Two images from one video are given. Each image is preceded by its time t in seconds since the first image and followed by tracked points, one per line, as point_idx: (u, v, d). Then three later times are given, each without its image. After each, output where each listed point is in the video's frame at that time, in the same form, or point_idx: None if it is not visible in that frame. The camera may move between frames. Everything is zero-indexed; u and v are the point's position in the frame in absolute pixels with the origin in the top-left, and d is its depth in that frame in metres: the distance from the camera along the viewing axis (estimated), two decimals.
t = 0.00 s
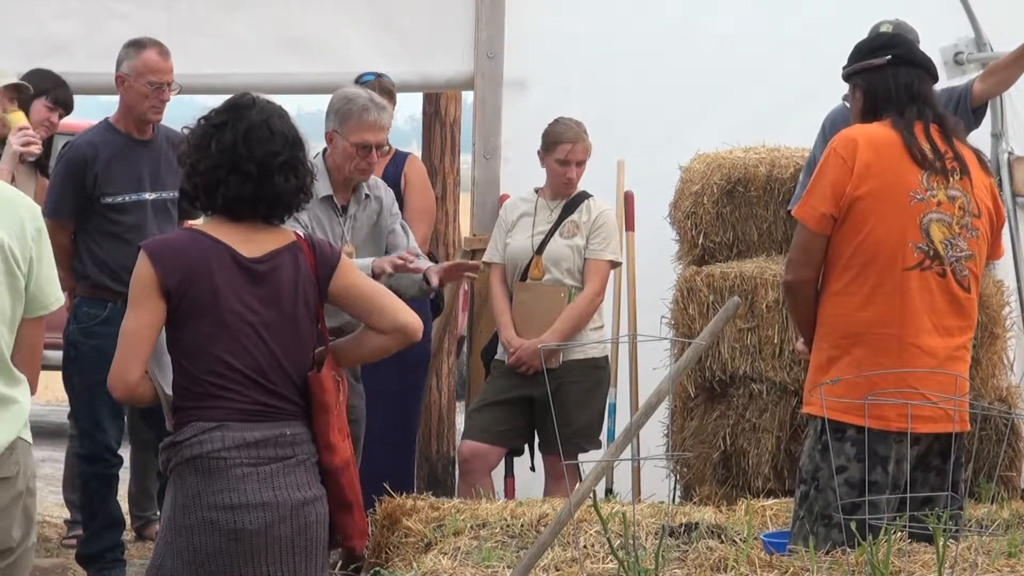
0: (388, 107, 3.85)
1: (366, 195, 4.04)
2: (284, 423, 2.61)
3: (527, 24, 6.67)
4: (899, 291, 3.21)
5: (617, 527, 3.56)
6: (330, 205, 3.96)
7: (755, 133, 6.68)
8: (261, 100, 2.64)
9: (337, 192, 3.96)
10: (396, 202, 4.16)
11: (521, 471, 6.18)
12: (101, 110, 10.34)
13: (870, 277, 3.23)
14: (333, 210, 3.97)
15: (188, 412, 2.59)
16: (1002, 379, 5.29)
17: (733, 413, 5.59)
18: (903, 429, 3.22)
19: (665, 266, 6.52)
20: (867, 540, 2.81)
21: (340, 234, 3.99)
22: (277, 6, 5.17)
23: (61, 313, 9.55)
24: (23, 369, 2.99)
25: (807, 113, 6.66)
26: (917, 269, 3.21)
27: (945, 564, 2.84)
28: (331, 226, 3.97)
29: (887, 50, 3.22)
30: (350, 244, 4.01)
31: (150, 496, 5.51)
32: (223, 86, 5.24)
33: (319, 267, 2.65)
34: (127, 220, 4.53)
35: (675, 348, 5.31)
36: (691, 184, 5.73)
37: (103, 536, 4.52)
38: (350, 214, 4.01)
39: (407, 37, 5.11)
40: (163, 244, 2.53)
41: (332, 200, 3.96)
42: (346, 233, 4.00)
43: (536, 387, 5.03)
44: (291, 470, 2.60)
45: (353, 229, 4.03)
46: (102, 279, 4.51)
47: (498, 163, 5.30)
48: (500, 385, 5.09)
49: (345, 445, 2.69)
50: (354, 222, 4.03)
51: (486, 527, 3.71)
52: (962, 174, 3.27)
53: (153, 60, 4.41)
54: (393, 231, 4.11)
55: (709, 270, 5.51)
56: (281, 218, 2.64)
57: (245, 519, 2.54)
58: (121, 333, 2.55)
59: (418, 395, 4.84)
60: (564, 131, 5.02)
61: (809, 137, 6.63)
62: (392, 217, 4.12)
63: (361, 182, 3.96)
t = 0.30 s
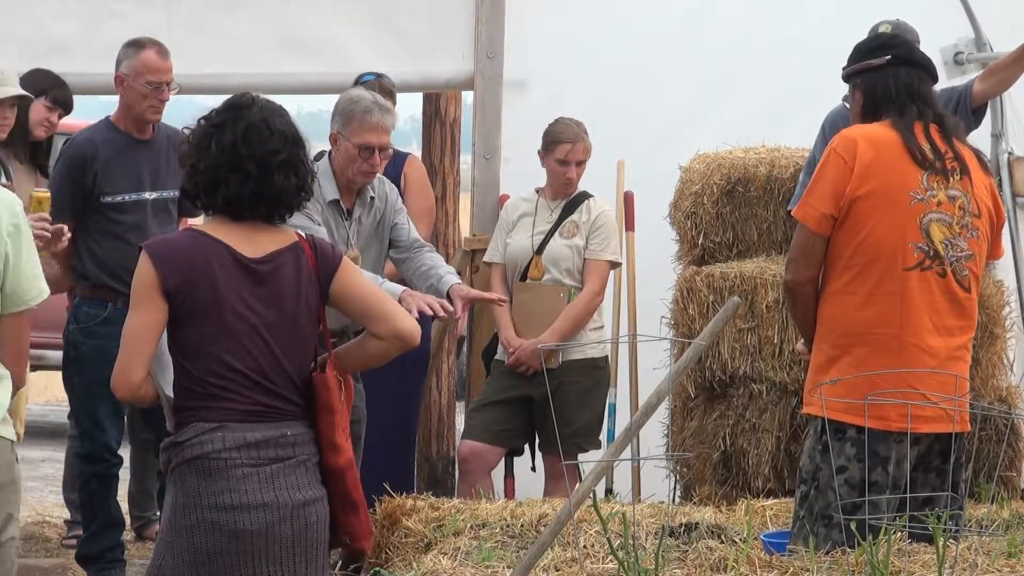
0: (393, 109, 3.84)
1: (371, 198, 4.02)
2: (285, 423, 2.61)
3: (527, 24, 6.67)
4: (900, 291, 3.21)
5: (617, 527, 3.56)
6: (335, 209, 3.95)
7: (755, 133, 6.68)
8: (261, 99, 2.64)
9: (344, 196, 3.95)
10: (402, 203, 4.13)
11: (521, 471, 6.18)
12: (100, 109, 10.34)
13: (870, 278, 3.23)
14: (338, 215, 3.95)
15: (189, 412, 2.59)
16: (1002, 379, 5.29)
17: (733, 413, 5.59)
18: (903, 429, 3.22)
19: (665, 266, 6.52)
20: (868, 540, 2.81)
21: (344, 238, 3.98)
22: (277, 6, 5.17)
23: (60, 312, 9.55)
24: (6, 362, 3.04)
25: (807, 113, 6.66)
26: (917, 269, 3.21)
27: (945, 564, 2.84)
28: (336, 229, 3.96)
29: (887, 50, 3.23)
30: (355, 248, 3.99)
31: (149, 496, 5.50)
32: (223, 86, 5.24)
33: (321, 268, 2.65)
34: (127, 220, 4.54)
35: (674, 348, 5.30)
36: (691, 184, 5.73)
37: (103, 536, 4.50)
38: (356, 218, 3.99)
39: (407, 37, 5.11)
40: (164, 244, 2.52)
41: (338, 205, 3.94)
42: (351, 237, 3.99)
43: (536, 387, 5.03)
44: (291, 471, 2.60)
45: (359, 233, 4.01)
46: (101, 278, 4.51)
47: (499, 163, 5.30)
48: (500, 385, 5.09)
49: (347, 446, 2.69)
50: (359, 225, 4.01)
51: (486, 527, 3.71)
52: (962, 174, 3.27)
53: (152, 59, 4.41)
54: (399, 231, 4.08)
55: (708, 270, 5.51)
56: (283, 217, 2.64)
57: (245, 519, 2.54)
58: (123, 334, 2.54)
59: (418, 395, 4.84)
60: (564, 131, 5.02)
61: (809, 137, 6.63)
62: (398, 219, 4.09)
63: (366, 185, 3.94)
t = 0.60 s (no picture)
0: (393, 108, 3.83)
1: (375, 199, 4.01)
2: (286, 423, 2.61)
3: (527, 24, 6.66)
4: (899, 292, 3.21)
5: (617, 527, 3.56)
6: (340, 211, 3.95)
7: (755, 133, 6.68)
8: (261, 99, 2.64)
9: (349, 198, 3.95)
10: (408, 206, 4.11)
11: (521, 471, 6.18)
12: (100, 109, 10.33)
13: (870, 277, 3.23)
14: (343, 216, 3.96)
15: (189, 412, 2.59)
16: (1002, 379, 5.29)
17: (733, 413, 5.58)
18: (902, 429, 3.23)
19: (665, 266, 6.52)
20: (868, 540, 2.81)
21: (349, 239, 3.98)
22: (277, 6, 5.17)
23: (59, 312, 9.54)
24: None
25: (807, 113, 6.67)
26: (917, 269, 3.21)
27: (944, 564, 2.84)
28: (341, 231, 3.96)
29: (887, 50, 3.23)
30: (359, 250, 3.99)
31: (149, 496, 5.50)
32: (222, 86, 5.24)
33: (322, 268, 2.65)
34: (127, 219, 4.54)
35: (674, 347, 5.30)
36: (691, 184, 5.73)
37: (102, 536, 4.48)
38: (360, 220, 3.99)
39: (407, 37, 5.12)
40: (165, 245, 2.52)
41: (343, 205, 3.94)
42: (355, 238, 3.98)
43: (536, 387, 5.04)
44: (292, 471, 2.60)
45: (364, 234, 4.01)
46: (101, 278, 4.51)
47: (499, 164, 5.30)
48: (501, 386, 5.09)
49: (348, 447, 2.69)
50: (363, 227, 4.00)
51: (486, 527, 3.71)
52: (962, 174, 3.27)
53: (150, 58, 4.42)
54: (404, 235, 4.07)
55: (708, 270, 5.51)
56: (284, 218, 2.64)
57: (246, 520, 2.54)
58: (125, 333, 2.54)
59: (419, 395, 4.84)
60: (564, 131, 5.02)
61: (809, 137, 6.63)
62: (404, 222, 4.08)
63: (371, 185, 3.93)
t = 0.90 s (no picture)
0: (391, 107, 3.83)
1: (376, 199, 3.99)
2: (286, 423, 2.61)
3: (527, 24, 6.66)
4: (899, 292, 3.21)
5: (617, 527, 3.56)
6: (339, 209, 3.96)
7: (755, 133, 6.68)
8: (262, 99, 2.64)
9: (348, 196, 3.95)
10: (410, 207, 4.10)
11: (522, 471, 6.18)
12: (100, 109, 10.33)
13: (870, 277, 3.23)
14: (341, 215, 3.96)
15: (190, 413, 2.59)
16: (1002, 379, 5.29)
17: (733, 413, 5.58)
18: (902, 428, 3.23)
19: (665, 266, 6.52)
20: (868, 540, 2.80)
21: (348, 240, 3.98)
22: (277, 6, 5.17)
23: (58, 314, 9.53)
24: None
25: (807, 112, 6.67)
26: (916, 268, 3.21)
27: (944, 564, 2.84)
28: (340, 230, 3.97)
29: (887, 49, 3.23)
30: (359, 249, 3.99)
31: (149, 496, 5.50)
32: (222, 85, 5.23)
33: (322, 268, 2.65)
34: (124, 218, 4.53)
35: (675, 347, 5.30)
36: (691, 184, 5.73)
37: (102, 536, 4.48)
38: (360, 220, 3.98)
39: (407, 36, 5.12)
40: (165, 245, 2.52)
41: (342, 205, 3.95)
42: (355, 237, 3.98)
43: (536, 387, 5.04)
44: (292, 471, 2.60)
45: (364, 233, 4.00)
46: (99, 278, 4.52)
47: (499, 163, 5.30)
48: (501, 386, 5.09)
49: (350, 447, 2.69)
50: (363, 227, 4.00)
51: (486, 527, 3.71)
52: (963, 174, 3.27)
53: (147, 56, 4.43)
54: (405, 237, 4.06)
55: (709, 270, 5.51)
56: (285, 218, 2.64)
57: (246, 520, 2.54)
58: (127, 334, 2.54)
59: (419, 395, 4.84)
60: (564, 130, 5.02)
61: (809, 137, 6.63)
62: (405, 223, 4.07)
63: (369, 185, 3.93)
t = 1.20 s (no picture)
0: (388, 107, 3.82)
1: (375, 199, 4.01)
2: (287, 424, 2.61)
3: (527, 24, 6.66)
4: (899, 291, 3.21)
5: (617, 527, 3.56)
6: (338, 209, 3.95)
7: (756, 134, 6.68)
8: (264, 99, 2.64)
9: (346, 196, 3.95)
10: (410, 206, 4.10)
11: (522, 471, 6.18)
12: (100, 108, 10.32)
13: (870, 277, 3.23)
14: (341, 216, 3.96)
15: (191, 413, 2.59)
16: (1002, 379, 5.29)
17: (733, 413, 5.58)
18: (901, 428, 3.23)
19: (665, 266, 6.52)
20: (868, 540, 2.81)
21: (347, 239, 3.98)
22: (278, 6, 5.17)
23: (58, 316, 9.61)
24: None
25: (807, 112, 6.67)
26: (916, 268, 3.21)
27: (944, 564, 2.84)
28: (339, 231, 3.97)
29: (886, 49, 3.23)
30: (358, 249, 3.99)
31: (149, 496, 5.50)
32: (222, 86, 5.23)
33: (324, 268, 2.65)
34: (122, 216, 4.52)
35: (675, 347, 5.31)
36: (691, 184, 5.73)
37: (102, 536, 4.49)
38: (360, 220, 3.99)
39: (407, 36, 5.12)
40: (166, 246, 2.52)
41: (341, 205, 3.94)
42: (354, 237, 3.98)
43: (537, 387, 5.04)
44: (293, 472, 2.60)
45: (363, 233, 4.00)
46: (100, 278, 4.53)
47: (499, 163, 5.30)
48: (501, 385, 5.09)
49: (351, 448, 2.69)
50: (363, 227, 4.00)
51: (486, 527, 3.71)
52: (962, 174, 3.27)
53: (142, 54, 4.44)
54: (404, 236, 4.06)
55: (708, 270, 5.51)
56: (286, 219, 2.64)
57: (248, 520, 2.54)
58: (129, 335, 2.54)
59: (419, 395, 4.84)
60: (564, 129, 5.03)
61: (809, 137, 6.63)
62: (403, 222, 4.07)
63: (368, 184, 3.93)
